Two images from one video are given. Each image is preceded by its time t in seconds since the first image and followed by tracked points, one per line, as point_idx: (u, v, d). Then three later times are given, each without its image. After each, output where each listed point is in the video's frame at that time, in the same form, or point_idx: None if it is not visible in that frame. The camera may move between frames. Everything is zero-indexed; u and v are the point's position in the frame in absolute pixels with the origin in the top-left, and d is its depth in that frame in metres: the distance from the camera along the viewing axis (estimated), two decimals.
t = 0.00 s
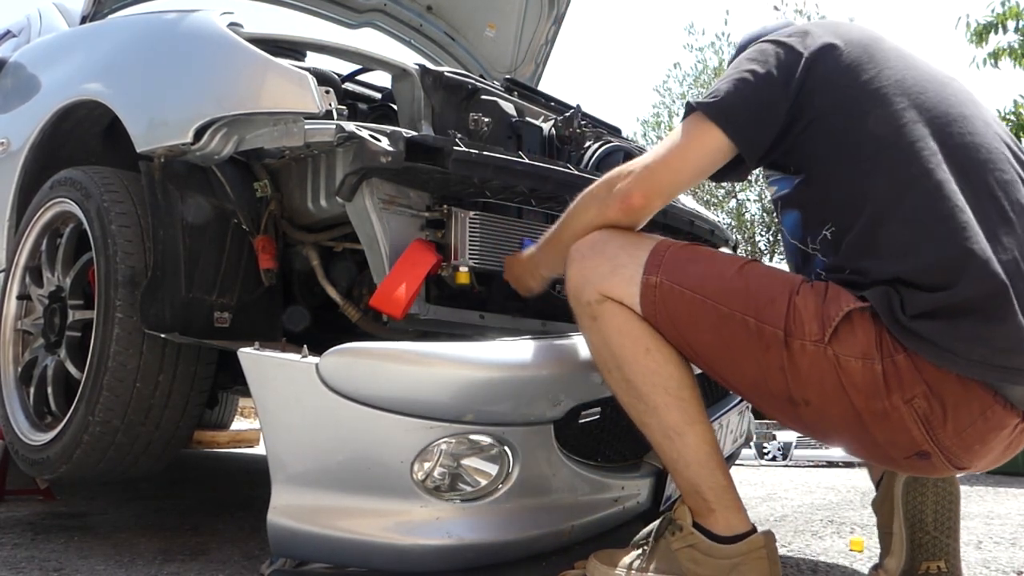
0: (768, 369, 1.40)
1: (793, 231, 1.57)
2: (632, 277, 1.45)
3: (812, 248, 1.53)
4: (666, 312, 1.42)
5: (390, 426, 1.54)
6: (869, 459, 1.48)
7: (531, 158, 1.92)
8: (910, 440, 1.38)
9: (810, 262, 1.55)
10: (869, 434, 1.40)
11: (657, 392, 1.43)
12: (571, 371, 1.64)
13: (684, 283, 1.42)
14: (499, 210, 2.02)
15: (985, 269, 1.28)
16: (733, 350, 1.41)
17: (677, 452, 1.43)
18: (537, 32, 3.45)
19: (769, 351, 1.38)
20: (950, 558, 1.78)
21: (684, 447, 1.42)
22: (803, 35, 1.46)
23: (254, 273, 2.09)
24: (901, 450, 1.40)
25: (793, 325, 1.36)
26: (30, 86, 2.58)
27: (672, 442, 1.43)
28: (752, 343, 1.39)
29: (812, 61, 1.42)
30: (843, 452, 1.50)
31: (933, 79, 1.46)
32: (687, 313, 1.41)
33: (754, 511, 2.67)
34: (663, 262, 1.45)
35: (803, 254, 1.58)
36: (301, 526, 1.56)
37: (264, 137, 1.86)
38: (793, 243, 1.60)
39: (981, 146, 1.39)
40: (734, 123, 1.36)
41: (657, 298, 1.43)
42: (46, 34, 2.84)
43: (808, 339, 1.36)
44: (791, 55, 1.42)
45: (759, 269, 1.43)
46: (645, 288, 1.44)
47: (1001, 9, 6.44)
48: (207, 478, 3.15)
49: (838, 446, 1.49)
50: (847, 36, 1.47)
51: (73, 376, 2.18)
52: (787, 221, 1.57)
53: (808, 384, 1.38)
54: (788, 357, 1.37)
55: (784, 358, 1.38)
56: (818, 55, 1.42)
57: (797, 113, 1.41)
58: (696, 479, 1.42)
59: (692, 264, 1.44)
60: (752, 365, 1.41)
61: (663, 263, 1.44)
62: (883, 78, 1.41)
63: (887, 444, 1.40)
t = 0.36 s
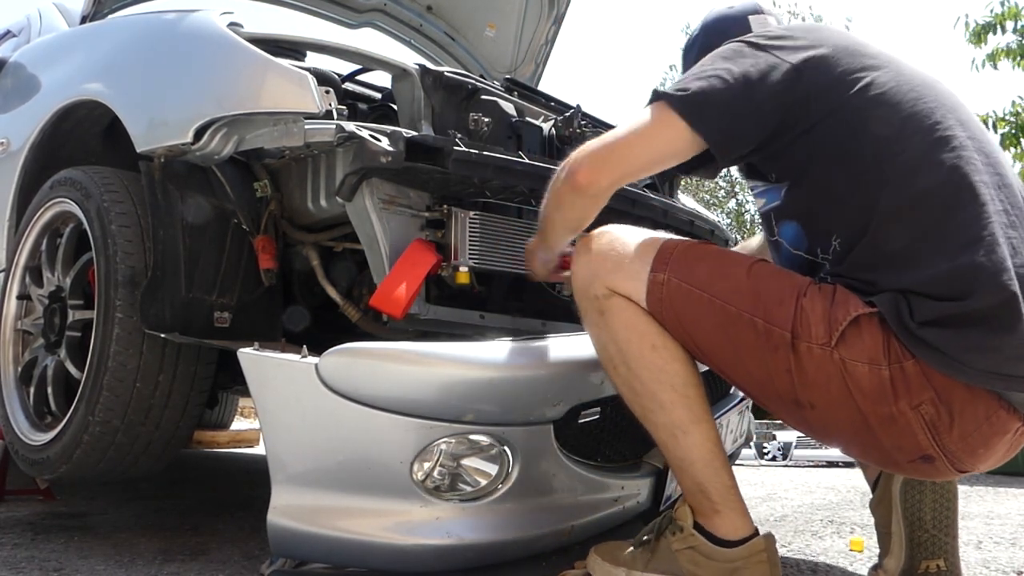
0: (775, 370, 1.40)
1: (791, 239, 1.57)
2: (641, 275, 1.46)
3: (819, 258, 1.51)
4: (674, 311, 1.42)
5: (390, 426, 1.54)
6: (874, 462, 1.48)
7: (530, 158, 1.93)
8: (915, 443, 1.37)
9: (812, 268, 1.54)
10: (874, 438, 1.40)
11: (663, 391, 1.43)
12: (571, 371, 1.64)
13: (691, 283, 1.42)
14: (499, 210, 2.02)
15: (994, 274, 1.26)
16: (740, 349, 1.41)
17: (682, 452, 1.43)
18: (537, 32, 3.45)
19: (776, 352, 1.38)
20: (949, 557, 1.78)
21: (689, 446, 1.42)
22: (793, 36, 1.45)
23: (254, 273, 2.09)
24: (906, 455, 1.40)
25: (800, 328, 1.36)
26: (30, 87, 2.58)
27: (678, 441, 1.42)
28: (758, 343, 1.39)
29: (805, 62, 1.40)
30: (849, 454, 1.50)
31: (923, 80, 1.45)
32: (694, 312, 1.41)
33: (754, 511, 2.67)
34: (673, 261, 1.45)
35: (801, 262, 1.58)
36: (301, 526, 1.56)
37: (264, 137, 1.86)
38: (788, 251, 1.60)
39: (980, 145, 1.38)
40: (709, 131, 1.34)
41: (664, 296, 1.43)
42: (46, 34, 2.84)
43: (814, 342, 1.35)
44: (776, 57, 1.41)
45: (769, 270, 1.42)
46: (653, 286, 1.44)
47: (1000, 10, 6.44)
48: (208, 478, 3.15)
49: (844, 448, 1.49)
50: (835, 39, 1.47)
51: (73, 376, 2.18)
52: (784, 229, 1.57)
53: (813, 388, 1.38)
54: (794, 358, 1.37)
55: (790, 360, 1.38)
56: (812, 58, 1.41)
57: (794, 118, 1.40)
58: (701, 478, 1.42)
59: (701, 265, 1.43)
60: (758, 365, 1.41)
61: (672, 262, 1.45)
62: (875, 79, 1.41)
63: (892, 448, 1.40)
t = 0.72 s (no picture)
0: (780, 372, 1.39)
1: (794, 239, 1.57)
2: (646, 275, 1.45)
3: (816, 258, 1.51)
4: (679, 312, 1.42)
5: (390, 426, 1.54)
6: (876, 463, 1.48)
7: (531, 158, 1.91)
8: (919, 446, 1.38)
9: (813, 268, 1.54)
10: (878, 440, 1.40)
11: (666, 391, 1.43)
12: (571, 371, 1.64)
13: (696, 285, 1.41)
14: (499, 210, 2.02)
15: (1001, 275, 1.27)
16: (745, 350, 1.41)
17: (684, 453, 1.43)
18: (537, 32, 3.45)
19: (782, 354, 1.38)
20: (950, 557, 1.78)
21: (692, 446, 1.42)
22: (796, 36, 1.44)
23: (254, 274, 2.09)
24: (909, 457, 1.40)
25: (806, 330, 1.35)
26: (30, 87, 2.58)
27: (681, 441, 1.42)
28: (764, 345, 1.39)
29: (807, 64, 1.40)
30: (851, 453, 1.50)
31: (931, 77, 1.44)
32: (699, 313, 1.41)
33: (754, 511, 2.67)
34: (679, 261, 1.44)
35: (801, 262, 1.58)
36: (300, 526, 1.56)
37: (264, 138, 1.86)
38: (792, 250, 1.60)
39: (991, 144, 1.37)
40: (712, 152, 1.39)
41: (670, 298, 1.42)
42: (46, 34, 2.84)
43: (821, 345, 1.35)
44: (779, 58, 1.41)
45: (775, 271, 1.42)
46: (659, 287, 1.43)
47: (999, 10, 6.44)
48: (208, 478, 3.15)
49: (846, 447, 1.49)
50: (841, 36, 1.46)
51: (73, 376, 2.18)
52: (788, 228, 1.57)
53: (819, 389, 1.37)
54: (800, 361, 1.37)
55: (796, 363, 1.37)
56: (815, 59, 1.40)
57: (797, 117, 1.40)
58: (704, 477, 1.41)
59: (707, 266, 1.42)
60: (764, 366, 1.41)
61: (678, 263, 1.43)
62: (881, 79, 1.40)
63: (896, 449, 1.40)
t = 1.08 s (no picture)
0: (784, 367, 1.38)
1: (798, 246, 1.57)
2: (646, 273, 1.44)
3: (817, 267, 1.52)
4: (680, 310, 1.41)
5: (390, 426, 1.54)
6: (882, 461, 1.46)
7: (531, 158, 1.91)
8: (926, 440, 1.36)
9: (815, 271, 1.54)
10: (884, 434, 1.38)
11: (667, 390, 1.42)
12: (572, 371, 1.64)
13: (697, 281, 1.40)
14: (499, 210, 2.02)
15: (1003, 265, 1.24)
16: (749, 346, 1.39)
17: (684, 452, 1.42)
18: (537, 32, 3.45)
19: (786, 349, 1.37)
20: (950, 559, 1.78)
21: (692, 446, 1.42)
22: (788, 56, 1.46)
23: (254, 274, 2.10)
24: (916, 451, 1.39)
25: (810, 323, 1.34)
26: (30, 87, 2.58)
27: (681, 441, 1.42)
28: (767, 340, 1.38)
29: (798, 84, 1.42)
30: (857, 451, 1.49)
31: (936, 88, 1.44)
32: (701, 310, 1.40)
33: (754, 510, 2.67)
34: (678, 258, 1.43)
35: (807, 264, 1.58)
36: (300, 526, 1.56)
37: (264, 138, 1.86)
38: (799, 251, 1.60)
39: (996, 150, 1.36)
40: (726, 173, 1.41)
41: (671, 295, 1.41)
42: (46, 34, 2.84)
43: (824, 338, 1.34)
44: (774, 80, 1.43)
45: (775, 266, 1.41)
46: (660, 284, 1.42)
47: (998, 11, 6.43)
48: (208, 478, 3.15)
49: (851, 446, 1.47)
50: (842, 53, 1.47)
51: (73, 376, 2.18)
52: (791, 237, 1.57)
53: (823, 383, 1.36)
54: (804, 355, 1.36)
55: (801, 357, 1.36)
56: (806, 79, 1.42)
57: (790, 135, 1.42)
58: (706, 477, 1.41)
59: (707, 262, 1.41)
60: (767, 362, 1.39)
61: (678, 260, 1.43)
62: (883, 91, 1.41)
63: (902, 444, 1.38)
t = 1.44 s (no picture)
0: (766, 368, 1.37)
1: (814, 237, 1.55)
2: (629, 278, 1.45)
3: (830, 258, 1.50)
4: (664, 313, 1.41)
5: (390, 426, 1.54)
6: (875, 463, 1.44)
7: (531, 158, 1.92)
8: (910, 437, 1.33)
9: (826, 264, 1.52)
10: (868, 434, 1.36)
11: (655, 394, 1.43)
12: (572, 372, 1.64)
13: (679, 284, 1.40)
14: (499, 210, 2.02)
15: (988, 260, 1.23)
16: (731, 348, 1.38)
17: (675, 454, 1.43)
18: (538, 32, 3.45)
19: (767, 350, 1.35)
20: (949, 560, 1.78)
21: (682, 449, 1.42)
22: (808, 54, 1.47)
23: (254, 273, 2.10)
24: (900, 448, 1.36)
25: (790, 323, 1.34)
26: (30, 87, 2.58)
27: (673, 443, 1.42)
28: (749, 341, 1.37)
29: (814, 78, 1.43)
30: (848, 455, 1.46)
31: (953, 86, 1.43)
32: (683, 312, 1.39)
33: (754, 510, 2.67)
34: (662, 263, 1.43)
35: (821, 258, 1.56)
36: (301, 526, 1.56)
37: (263, 138, 1.86)
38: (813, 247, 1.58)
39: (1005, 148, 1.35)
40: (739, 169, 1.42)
41: (655, 300, 1.41)
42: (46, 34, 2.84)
43: (804, 337, 1.33)
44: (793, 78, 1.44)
45: (757, 268, 1.41)
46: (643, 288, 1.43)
47: (999, 10, 6.43)
48: (208, 478, 3.15)
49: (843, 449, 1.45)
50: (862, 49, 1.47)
51: (73, 376, 2.18)
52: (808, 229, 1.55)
53: (805, 382, 1.35)
54: (785, 356, 1.34)
55: (782, 358, 1.35)
56: (822, 72, 1.43)
57: (803, 127, 1.42)
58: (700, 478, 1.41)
59: (689, 265, 1.42)
60: (750, 363, 1.38)
61: (661, 264, 1.43)
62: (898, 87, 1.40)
63: (887, 442, 1.35)
